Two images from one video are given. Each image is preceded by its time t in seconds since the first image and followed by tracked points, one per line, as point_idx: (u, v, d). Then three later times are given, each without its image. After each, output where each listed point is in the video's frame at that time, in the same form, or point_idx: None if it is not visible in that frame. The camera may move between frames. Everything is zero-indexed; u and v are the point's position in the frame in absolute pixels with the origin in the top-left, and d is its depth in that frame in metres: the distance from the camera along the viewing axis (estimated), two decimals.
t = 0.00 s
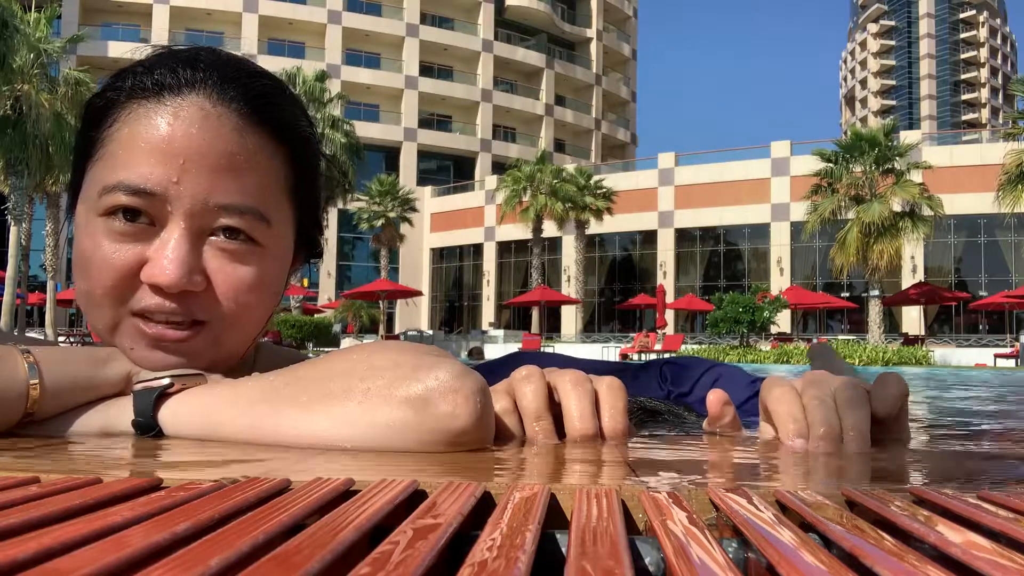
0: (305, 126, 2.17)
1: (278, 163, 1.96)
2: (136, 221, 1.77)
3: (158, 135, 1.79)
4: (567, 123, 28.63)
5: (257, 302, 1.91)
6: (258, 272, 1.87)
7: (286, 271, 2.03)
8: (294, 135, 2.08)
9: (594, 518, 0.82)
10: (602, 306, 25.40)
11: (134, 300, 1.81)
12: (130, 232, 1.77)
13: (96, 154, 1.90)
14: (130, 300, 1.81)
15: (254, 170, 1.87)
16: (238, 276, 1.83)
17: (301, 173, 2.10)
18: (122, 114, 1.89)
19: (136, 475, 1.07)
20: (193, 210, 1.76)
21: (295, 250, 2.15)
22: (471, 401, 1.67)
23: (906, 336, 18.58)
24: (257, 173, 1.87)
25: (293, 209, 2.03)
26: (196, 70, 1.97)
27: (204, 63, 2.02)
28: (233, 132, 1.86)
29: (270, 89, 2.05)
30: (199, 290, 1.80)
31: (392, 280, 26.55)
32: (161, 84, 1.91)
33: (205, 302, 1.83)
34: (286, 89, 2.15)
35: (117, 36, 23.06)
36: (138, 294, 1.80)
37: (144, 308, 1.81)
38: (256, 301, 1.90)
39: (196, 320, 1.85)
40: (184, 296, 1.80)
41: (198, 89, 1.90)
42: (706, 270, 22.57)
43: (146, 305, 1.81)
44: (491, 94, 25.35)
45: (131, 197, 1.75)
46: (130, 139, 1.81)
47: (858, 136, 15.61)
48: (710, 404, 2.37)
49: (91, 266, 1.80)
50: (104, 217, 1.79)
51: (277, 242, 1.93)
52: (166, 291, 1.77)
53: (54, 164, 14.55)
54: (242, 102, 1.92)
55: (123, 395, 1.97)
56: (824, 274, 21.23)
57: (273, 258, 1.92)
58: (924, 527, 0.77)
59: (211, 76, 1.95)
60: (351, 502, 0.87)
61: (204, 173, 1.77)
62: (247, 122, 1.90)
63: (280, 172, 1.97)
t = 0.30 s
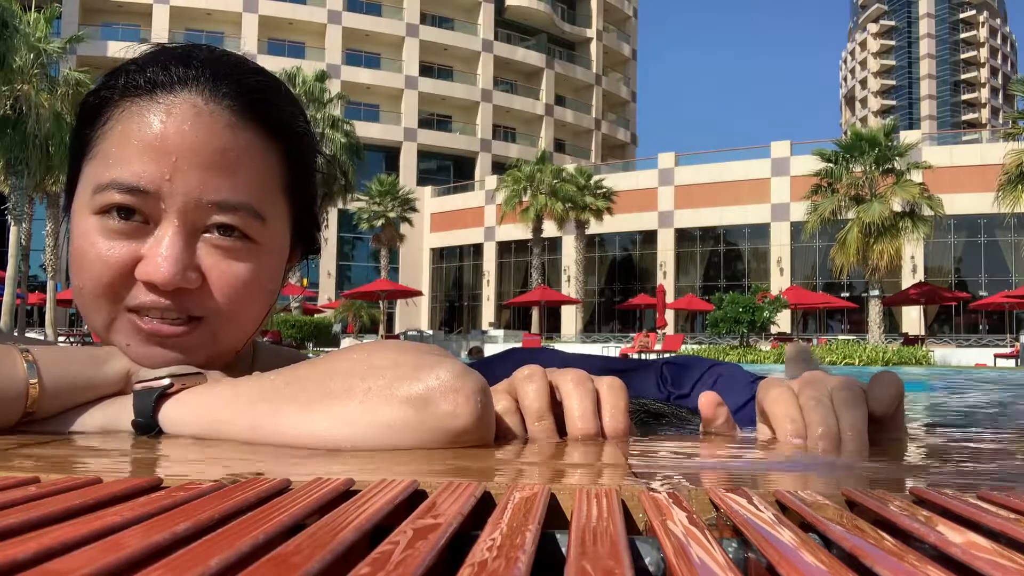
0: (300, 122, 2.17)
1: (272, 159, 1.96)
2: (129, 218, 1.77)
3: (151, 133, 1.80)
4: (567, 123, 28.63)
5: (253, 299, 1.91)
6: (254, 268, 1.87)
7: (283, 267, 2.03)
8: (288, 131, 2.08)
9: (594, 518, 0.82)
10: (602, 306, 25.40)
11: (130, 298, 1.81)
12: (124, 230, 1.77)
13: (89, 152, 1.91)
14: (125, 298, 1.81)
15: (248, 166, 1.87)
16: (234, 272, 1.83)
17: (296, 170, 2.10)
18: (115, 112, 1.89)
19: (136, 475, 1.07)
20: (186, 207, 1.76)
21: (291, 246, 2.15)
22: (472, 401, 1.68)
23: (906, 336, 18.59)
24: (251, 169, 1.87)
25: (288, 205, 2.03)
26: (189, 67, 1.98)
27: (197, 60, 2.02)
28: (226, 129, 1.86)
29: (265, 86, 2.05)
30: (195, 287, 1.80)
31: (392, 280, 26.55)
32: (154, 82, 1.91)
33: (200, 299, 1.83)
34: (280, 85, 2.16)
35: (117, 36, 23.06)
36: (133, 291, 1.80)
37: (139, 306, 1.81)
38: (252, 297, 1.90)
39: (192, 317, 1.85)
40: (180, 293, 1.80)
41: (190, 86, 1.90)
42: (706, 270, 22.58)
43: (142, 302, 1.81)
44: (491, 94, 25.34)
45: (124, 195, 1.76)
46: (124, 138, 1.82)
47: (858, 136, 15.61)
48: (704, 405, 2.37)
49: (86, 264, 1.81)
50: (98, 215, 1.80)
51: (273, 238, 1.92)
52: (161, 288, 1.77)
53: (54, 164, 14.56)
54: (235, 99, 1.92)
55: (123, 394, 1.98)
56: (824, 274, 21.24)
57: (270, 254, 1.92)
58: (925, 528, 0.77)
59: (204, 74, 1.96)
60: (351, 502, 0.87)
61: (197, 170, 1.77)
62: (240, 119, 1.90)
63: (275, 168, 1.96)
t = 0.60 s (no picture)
0: (299, 122, 2.18)
1: (272, 158, 1.96)
2: (130, 219, 1.77)
3: (150, 133, 1.80)
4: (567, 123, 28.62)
5: (254, 298, 1.91)
6: (255, 267, 1.87)
7: (283, 266, 2.03)
8: (287, 131, 2.08)
9: (594, 518, 0.83)
10: (602, 306, 25.40)
11: (131, 299, 1.81)
12: (124, 231, 1.77)
13: (89, 154, 1.91)
14: (127, 298, 1.81)
15: (247, 165, 1.87)
16: (234, 272, 1.83)
17: (295, 168, 2.09)
18: (115, 113, 1.89)
19: (135, 475, 1.07)
20: (187, 206, 1.76)
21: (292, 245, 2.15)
22: (472, 401, 1.67)
23: (906, 336, 18.58)
24: (251, 168, 1.87)
25: (288, 204, 2.03)
26: (187, 67, 1.98)
27: (195, 61, 2.02)
28: (225, 128, 1.86)
29: (263, 86, 2.05)
30: (196, 287, 1.80)
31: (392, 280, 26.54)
32: (154, 83, 1.92)
33: (201, 299, 1.83)
34: (277, 85, 2.16)
35: (117, 36, 23.05)
36: (135, 291, 1.80)
37: (141, 306, 1.81)
38: (253, 296, 1.90)
39: (195, 317, 1.85)
40: (181, 293, 1.80)
41: (189, 86, 1.90)
42: (706, 270, 22.57)
43: (143, 303, 1.81)
44: (491, 94, 25.35)
45: (125, 195, 1.75)
46: (124, 138, 1.82)
47: (858, 136, 15.61)
48: (705, 406, 2.35)
49: (87, 265, 1.81)
50: (98, 216, 1.80)
51: (273, 238, 1.92)
52: (162, 287, 1.77)
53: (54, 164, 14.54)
54: (233, 98, 1.92)
55: (122, 394, 1.97)
56: (824, 274, 21.24)
57: (270, 254, 1.92)
58: (925, 528, 0.77)
59: (202, 74, 1.96)
60: (351, 503, 0.87)
61: (197, 170, 1.77)
62: (238, 117, 1.90)
63: (274, 168, 1.97)
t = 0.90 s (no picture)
0: (302, 129, 2.18)
1: (276, 163, 1.97)
2: (135, 222, 1.78)
3: (156, 138, 1.80)
4: (567, 123, 28.63)
5: (258, 301, 1.91)
6: (258, 270, 1.88)
7: (287, 270, 2.03)
8: (291, 138, 2.09)
9: (595, 518, 0.83)
10: (602, 306, 25.40)
11: (134, 300, 1.81)
12: (129, 234, 1.77)
13: (95, 160, 1.91)
14: (130, 300, 1.81)
15: (251, 169, 1.87)
16: (238, 274, 1.83)
17: (299, 174, 2.10)
18: (121, 118, 1.90)
19: (135, 475, 1.07)
20: (192, 210, 1.77)
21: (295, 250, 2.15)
22: (473, 401, 1.66)
23: (906, 336, 18.59)
24: (254, 173, 1.88)
25: (292, 209, 2.03)
26: (192, 74, 1.99)
27: (201, 67, 2.03)
28: (230, 133, 1.87)
29: (267, 92, 2.06)
30: (201, 289, 1.81)
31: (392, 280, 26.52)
32: (159, 89, 1.92)
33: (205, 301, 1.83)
34: (281, 92, 2.16)
35: (117, 35, 23.03)
36: (139, 292, 1.80)
37: (144, 307, 1.81)
38: (257, 299, 1.90)
39: (199, 318, 1.85)
40: (185, 295, 1.80)
41: (194, 92, 1.91)
42: (706, 270, 22.57)
43: (147, 304, 1.81)
44: (491, 94, 25.34)
45: (130, 199, 1.76)
46: (130, 142, 1.82)
47: (858, 136, 15.60)
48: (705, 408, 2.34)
49: (91, 268, 1.81)
50: (104, 219, 1.80)
51: (276, 242, 1.93)
52: (166, 289, 1.77)
53: (53, 164, 14.53)
54: (238, 104, 1.93)
55: (123, 394, 1.96)
56: (824, 274, 21.26)
57: (273, 257, 1.92)
58: (924, 528, 0.77)
59: (207, 80, 1.97)
60: (350, 502, 0.87)
61: (202, 173, 1.78)
62: (243, 123, 1.91)
63: (280, 174, 1.97)
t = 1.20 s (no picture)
0: (297, 127, 2.19)
1: (271, 155, 1.98)
2: (131, 213, 1.78)
3: (152, 130, 1.81)
4: (567, 123, 28.63)
5: (254, 292, 1.91)
6: (254, 261, 1.88)
7: (282, 263, 2.04)
8: (286, 134, 2.09)
9: (593, 517, 0.83)
10: (602, 306, 25.40)
11: (130, 291, 1.81)
12: (125, 225, 1.78)
13: (91, 154, 1.92)
14: (126, 291, 1.82)
15: (247, 160, 1.88)
16: (233, 264, 1.83)
17: (293, 169, 2.11)
18: (117, 113, 1.91)
19: (136, 475, 1.07)
20: (188, 200, 1.77)
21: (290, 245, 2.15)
22: (471, 401, 1.66)
23: (906, 336, 18.57)
24: (250, 163, 1.88)
25: (287, 202, 2.04)
26: (189, 70, 2.00)
27: (196, 65, 2.04)
28: (225, 125, 1.89)
29: (262, 90, 2.07)
30: (197, 280, 1.81)
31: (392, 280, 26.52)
32: (156, 83, 1.93)
33: (202, 291, 1.83)
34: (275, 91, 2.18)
35: (117, 36, 23.04)
36: (135, 283, 1.80)
37: (141, 299, 1.81)
38: (252, 291, 1.90)
39: (195, 310, 1.85)
40: (182, 286, 1.80)
41: (190, 87, 1.92)
42: (706, 270, 22.58)
43: (143, 295, 1.81)
44: (491, 94, 25.35)
45: (126, 190, 1.77)
46: (126, 136, 1.83)
47: (858, 136, 15.61)
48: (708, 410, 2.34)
49: (88, 260, 1.81)
50: (100, 211, 1.80)
51: (271, 234, 1.93)
52: (163, 280, 1.77)
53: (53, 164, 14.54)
54: (233, 97, 1.95)
55: (124, 394, 1.95)
56: (824, 274, 21.27)
57: (268, 249, 1.92)
58: (925, 528, 0.77)
59: (203, 76, 1.98)
60: (350, 502, 0.87)
61: (197, 164, 1.79)
62: (238, 115, 1.92)
63: (275, 166, 1.98)
